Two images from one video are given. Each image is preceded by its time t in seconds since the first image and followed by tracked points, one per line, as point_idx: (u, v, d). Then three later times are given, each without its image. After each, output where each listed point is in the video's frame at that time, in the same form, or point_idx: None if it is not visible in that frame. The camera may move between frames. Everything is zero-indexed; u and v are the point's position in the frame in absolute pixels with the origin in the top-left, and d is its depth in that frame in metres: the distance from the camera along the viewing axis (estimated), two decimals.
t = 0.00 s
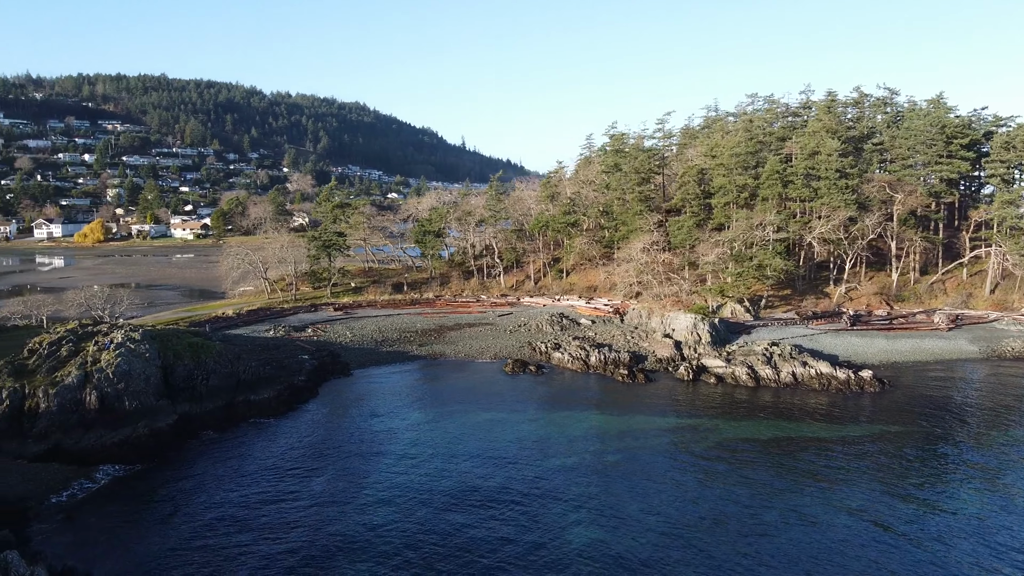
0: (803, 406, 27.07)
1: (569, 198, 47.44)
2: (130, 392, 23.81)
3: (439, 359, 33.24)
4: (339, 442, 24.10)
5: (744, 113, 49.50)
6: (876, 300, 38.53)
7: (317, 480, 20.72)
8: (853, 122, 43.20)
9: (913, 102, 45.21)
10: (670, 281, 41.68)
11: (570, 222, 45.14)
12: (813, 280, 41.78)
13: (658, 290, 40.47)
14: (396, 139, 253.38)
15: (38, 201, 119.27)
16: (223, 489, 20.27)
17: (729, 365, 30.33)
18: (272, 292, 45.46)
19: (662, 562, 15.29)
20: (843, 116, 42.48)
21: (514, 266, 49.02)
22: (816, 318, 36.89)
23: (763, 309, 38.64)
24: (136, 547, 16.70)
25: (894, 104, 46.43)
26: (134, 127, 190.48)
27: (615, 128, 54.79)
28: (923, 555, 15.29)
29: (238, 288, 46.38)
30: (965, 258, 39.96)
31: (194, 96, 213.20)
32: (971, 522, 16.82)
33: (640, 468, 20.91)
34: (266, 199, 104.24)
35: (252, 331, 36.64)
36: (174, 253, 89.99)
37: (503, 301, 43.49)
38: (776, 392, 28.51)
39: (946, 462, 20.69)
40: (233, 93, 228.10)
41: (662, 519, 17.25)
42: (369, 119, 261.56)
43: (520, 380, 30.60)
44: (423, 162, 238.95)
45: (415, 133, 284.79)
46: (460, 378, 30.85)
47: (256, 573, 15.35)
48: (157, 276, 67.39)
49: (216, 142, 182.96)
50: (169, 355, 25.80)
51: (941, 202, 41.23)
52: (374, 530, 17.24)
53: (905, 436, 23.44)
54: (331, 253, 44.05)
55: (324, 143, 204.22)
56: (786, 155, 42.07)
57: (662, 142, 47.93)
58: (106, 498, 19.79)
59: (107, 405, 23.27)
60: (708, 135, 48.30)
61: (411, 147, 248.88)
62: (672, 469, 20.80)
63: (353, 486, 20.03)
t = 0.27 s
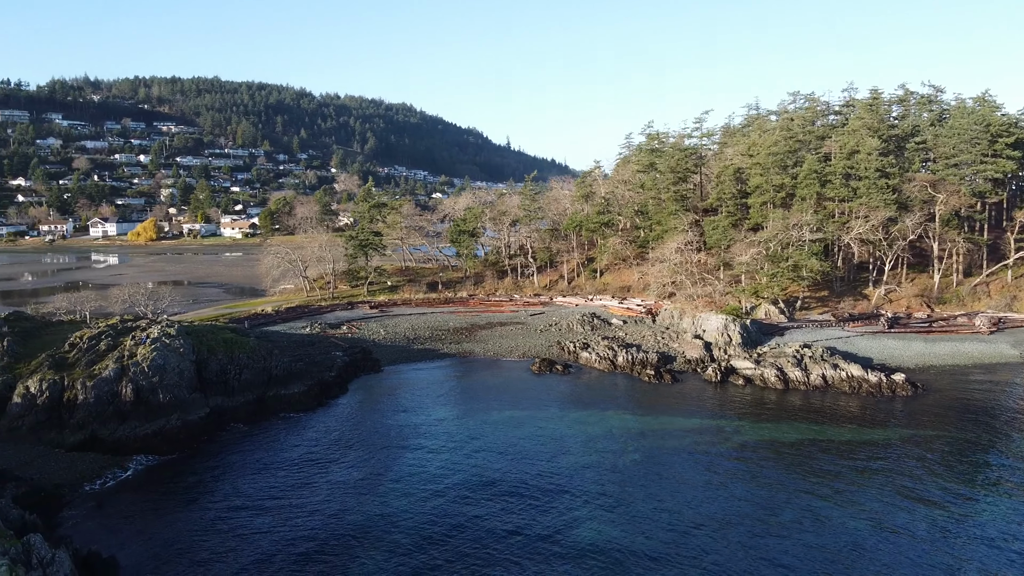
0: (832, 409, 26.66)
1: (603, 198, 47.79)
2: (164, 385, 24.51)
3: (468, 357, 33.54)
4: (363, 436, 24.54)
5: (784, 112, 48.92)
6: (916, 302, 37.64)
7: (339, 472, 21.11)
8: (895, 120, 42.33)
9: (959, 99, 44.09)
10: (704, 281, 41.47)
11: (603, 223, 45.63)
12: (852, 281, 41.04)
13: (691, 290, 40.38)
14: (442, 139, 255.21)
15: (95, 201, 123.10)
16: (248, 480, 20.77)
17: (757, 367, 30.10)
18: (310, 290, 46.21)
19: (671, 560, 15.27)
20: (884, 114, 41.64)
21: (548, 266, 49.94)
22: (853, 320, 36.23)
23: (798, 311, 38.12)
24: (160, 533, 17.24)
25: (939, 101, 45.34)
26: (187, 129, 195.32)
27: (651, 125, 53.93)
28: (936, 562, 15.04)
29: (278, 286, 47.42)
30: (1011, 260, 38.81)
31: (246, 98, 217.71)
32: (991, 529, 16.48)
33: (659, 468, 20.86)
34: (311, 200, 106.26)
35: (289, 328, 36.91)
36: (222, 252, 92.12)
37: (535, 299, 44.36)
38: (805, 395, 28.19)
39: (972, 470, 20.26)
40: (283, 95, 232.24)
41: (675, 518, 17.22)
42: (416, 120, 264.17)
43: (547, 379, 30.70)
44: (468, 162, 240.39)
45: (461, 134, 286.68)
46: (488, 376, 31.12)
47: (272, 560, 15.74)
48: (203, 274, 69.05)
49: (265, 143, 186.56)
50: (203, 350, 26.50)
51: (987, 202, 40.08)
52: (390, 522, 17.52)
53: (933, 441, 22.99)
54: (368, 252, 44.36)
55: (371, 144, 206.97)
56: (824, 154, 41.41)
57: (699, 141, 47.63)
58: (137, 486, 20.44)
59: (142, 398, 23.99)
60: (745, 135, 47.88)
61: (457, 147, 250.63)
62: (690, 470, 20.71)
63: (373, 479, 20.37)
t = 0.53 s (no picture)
0: (861, 413, 26.27)
1: (637, 197, 48.01)
2: (197, 378, 25.16)
3: (496, 355, 33.82)
4: (387, 430, 24.99)
5: (823, 110, 48.22)
6: (956, 304, 36.78)
7: (361, 467, 21.57)
8: (937, 118, 41.37)
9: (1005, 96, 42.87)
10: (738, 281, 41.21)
11: (636, 222, 45.94)
12: (889, 282, 40.31)
13: (723, 290, 40.20)
14: (486, 139, 256.36)
15: (148, 200, 126.59)
16: (273, 473, 21.34)
17: (786, 369, 29.81)
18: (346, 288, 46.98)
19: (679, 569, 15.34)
20: (925, 112, 40.71)
21: (581, 266, 50.71)
22: (888, 322, 35.55)
23: (833, 313, 37.58)
24: (184, 524, 17.84)
25: (984, 98, 44.18)
26: (237, 130, 199.56)
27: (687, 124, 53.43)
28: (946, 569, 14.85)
29: (316, 283, 48.37)
30: None
31: (294, 99, 221.53)
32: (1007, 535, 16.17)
33: (678, 470, 20.79)
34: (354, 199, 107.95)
35: (324, 325, 37.59)
36: (267, 250, 94.14)
37: (567, 299, 45.22)
38: (834, 397, 27.81)
39: (996, 475, 19.86)
40: (330, 97, 235.75)
41: (688, 524, 17.24)
42: (460, 120, 265.98)
43: (574, 379, 30.80)
44: (512, 161, 241.18)
45: (505, 133, 287.69)
46: (514, 374, 31.36)
47: (288, 557, 16.18)
48: (247, 271, 70.64)
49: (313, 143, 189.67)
50: (235, 346, 27.13)
51: None
52: (405, 520, 17.87)
53: (960, 446, 22.56)
54: (402, 251, 44.81)
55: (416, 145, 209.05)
56: (862, 153, 40.70)
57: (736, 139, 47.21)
58: (167, 476, 21.14)
59: (174, 390, 24.68)
60: (783, 134, 47.36)
61: (501, 147, 251.63)
62: (706, 471, 20.67)
63: (392, 475, 20.77)
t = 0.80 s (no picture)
0: (890, 417, 25.81)
1: (671, 197, 47.96)
2: (228, 373, 25.75)
3: (525, 355, 34.05)
4: (410, 425, 25.42)
5: (862, 109, 47.47)
6: (996, 307, 35.87)
7: (381, 461, 21.91)
8: (980, 116, 40.37)
9: None
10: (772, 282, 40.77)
11: (670, 222, 45.95)
12: (928, 285, 39.49)
13: (756, 291, 39.87)
14: (529, 139, 256.97)
15: (197, 200, 129.69)
16: (295, 466, 21.82)
17: (814, 372, 29.48)
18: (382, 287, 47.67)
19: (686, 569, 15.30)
20: (968, 110, 39.76)
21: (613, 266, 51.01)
22: (925, 324, 34.80)
23: (869, 315, 36.94)
24: (206, 513, 18.35)
25: None
26: (285, 131, 203.21)
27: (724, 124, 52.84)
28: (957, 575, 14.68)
29: (352, 282, 49.16)
30: None
31: (341, 101, 224.73)
32: None
33: (696, 472, 20.71)
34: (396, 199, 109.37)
35: (357, 321, 38.10)
36: (311, 249, 95.81)
37: (599, 299, 45.67)
38: (863, 401, 27.41)
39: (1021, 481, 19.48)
40: (376, 99, 238.68)
41: (700, 525, 17.20)
42: (504, 120, 266.96)
43: (600, 380, 30.83)
44: (556, 161, 241.23)
45: (549, 133, 287.91)
46: (540, 374, 31.57)
47: (301, 546, 16.55)
48: (289, 271, 72.00)
49: (358, 144, 192.19)
50: (267, 342, 27.73)
51: None
52: (419, 512, 18.13)
53: (987, 451, 22.13)
54: (436, 250, 45.29)
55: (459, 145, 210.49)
56: (901, 153, 39.93)
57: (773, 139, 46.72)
58: (194, 467, 21.77)
59: (206, 385, 25.31)
60: (821, 134, 46.75)
61: (544, 147, 251.91)
62: (723, 472, 20.63)
63: (411, 469, 21.08)
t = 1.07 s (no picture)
0: (919, 422, 25.36)
1: (705, 198, 47.75)
2: (259, 369, 26.27)
3: (552, 356, 34.25)
4: (433, 420, 25.84)
5: (904, 107, 46.57)
6: None
7: (401, 455, 22.28)
8: None
9: None
10: (806, 284, 40.29)
11: (704, 222, 45.75)
12: (968, 287, 38.63)
13: (789, 293, 39.49)
14: (572, 139, 256.95)
15: (244, 200, 132.50)
16: (318, 459, 22.31)
17: (843, 374, 29.13)
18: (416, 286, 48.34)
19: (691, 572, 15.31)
20: (1013, 108, 38.66)
21: (647, 267, 51.14)
22: (962, 328, 34.04)
23: (904, 317, 36.30)
24: (227, 504, 18.90)
25: None
26: (331, 133, 206.38)
27: (760, 123, 52.16)
28: None
29: (388, 281, 49.91)
30: None
31: (386, 103, 227.28)
32: None
33: (713, 474, 20.64)
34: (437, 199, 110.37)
35: (389, 320, 38.63)
36: (352, 249, 97.27)
37: (631, 301, 46.06)
38: (892, 404, 27.02)
39: None
40: (420, 100, 240.91)
41: (709, 528, 17.19)
42: (548, 121, 267.44)
43: (625, 381, 30.85)
44: (599, 161, 240.64)
45: (593, 133, 287.39)
46: (566, 373, 31.77)
47: (315, 536, 16.95)
48: (330, 270, 73.27)
49: (402, 145, 194.35)
50: (297, 339, 28.24)
51: None
52: (432, 506, 18.41)
53: (1012, 459, 21.77)
54: (468, 250, 45.77)
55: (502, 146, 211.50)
56: (942, 152, 39.07)
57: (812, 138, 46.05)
58: (220, 459, 22.38)
59: (237, 380, 25.87)
60: (861, 133, 46.02)
61: (588, 147, 251.55)
62: (739, 475, 20.64)
63: (430, 464, 21.40)
